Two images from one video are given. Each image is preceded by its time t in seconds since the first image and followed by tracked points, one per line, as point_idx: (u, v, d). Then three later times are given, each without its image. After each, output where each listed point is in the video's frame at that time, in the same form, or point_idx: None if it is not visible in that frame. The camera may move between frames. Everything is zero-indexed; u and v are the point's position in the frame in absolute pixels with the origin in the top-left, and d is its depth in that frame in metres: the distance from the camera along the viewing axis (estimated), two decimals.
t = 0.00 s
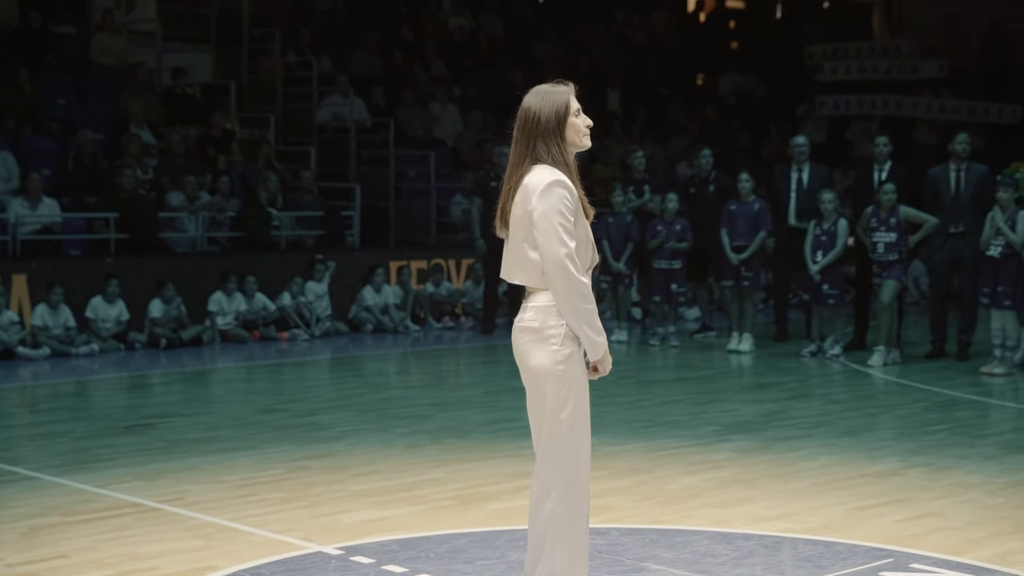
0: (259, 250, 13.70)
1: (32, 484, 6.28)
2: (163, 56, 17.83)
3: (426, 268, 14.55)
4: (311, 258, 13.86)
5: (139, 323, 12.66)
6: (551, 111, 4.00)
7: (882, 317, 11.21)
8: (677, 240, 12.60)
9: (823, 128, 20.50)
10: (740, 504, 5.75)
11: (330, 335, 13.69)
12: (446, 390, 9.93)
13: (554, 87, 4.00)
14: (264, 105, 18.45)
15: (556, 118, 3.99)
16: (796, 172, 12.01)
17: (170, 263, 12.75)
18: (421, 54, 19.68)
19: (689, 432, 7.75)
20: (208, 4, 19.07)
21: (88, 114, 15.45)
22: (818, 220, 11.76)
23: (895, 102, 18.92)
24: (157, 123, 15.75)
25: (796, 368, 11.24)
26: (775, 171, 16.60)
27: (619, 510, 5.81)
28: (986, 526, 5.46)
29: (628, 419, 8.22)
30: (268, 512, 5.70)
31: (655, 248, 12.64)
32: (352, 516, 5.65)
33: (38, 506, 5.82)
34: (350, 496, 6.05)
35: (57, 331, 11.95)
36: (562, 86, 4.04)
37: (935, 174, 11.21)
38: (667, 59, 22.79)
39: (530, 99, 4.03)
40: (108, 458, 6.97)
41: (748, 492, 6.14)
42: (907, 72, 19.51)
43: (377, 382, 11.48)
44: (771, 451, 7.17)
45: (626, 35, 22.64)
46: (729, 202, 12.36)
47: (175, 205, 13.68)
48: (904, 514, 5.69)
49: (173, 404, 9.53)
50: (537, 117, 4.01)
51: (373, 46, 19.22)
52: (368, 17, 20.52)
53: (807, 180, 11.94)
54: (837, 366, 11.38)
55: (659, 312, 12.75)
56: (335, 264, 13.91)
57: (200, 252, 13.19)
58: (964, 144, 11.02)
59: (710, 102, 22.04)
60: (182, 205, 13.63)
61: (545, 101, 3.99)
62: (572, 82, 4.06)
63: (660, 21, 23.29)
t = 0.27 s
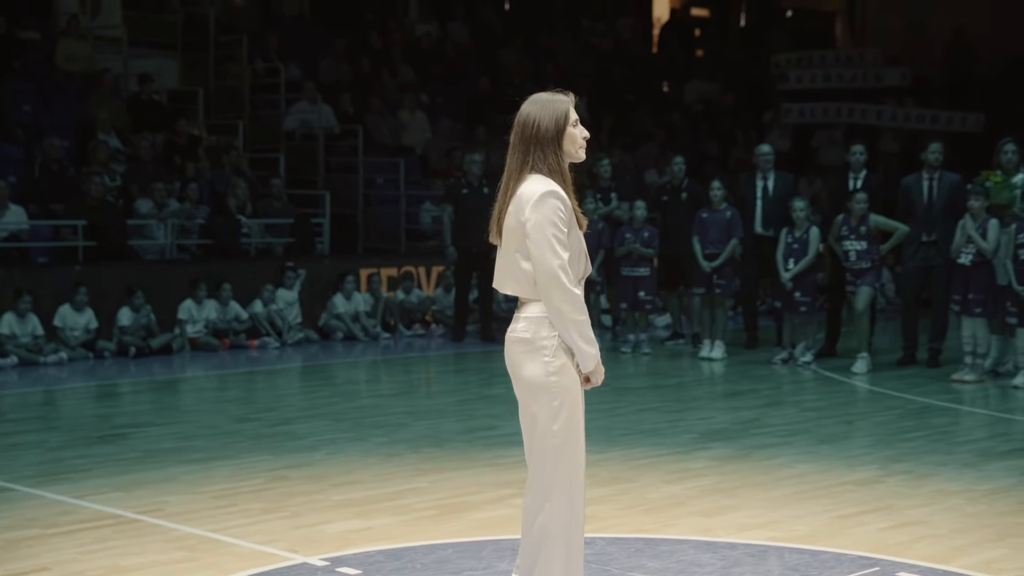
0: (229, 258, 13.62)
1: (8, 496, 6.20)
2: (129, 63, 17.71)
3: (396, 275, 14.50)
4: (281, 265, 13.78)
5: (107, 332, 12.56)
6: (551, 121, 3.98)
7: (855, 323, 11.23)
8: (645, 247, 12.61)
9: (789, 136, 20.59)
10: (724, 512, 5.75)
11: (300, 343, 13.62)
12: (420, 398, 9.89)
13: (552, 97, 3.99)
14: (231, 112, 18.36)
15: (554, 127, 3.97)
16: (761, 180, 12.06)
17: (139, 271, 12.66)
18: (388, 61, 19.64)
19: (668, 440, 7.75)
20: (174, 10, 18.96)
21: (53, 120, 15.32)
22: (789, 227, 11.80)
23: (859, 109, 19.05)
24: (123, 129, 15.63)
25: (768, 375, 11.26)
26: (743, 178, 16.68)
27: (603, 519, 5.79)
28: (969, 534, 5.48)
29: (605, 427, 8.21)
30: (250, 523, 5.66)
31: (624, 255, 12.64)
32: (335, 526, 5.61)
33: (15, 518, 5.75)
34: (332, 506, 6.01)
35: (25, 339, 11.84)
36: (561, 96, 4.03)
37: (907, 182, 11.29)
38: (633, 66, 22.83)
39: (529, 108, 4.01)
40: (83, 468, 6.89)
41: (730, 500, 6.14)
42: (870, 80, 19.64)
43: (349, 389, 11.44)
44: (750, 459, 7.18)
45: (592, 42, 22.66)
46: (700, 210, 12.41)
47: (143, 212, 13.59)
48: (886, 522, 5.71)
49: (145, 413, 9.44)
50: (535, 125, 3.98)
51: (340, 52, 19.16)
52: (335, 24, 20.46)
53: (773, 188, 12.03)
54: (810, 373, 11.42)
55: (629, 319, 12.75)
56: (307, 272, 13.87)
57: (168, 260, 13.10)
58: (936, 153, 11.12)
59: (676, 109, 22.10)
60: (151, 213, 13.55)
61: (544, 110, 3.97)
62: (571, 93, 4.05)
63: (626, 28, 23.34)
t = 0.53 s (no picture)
0: (198, 265, 13.53)
1: None
2: (94, 69, 17.57)
3: (366, 283, 14.45)
4: (251, 273, 13.70)
5: (75, 340, 12.45)
6: (543, 127, 3.92)
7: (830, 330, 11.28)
8: (615, 254, 12.60)
9: (755, 143, 20.66)
10: (707, 520, 5.74)
11: (270, 350, 13.55)
12: (394, 406, 9.84)
13: (546, 103, 3.93)
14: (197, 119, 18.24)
15: (546, 134, 3.92)
16: (729, 188, 12.12)
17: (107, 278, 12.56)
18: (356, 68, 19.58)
19: (646, 448, 7.74)
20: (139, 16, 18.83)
21: (18, 127, 15.17)
22: (761, 235, 11.84)
23: (824, 117, 19.16)
24: (89, 135, 15.49)
25: (740, 382, 11.27)
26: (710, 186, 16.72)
27: (586, 528, 5.77)
28: (952, 541, 5.50)
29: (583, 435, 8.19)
30: (232, 534, 5.60)
31: (594, 262, 12.63)
32: (318, 537, 5.56)
33: None
34: (313, 516, 5.96)
35: None
36: (554, 103, 3.96)
37: (878, 189, 11.41)
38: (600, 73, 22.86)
39: (521, 113, 3.95)
40: (57, 479, 6.81)
41: (712, 508, 6.13)
42: (835, 88, 19.77)
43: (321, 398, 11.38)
44: (729, 467, 7.17)
45: (558, 50, 22.68)
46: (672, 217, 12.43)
47: (111, 219, 13.48)
48: (870, 530, 5.71)
49: (117, 422, 9.34)
50: (527, 131, 3.93)
51: (307, 59, 19.08)
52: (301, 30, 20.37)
53: (740, 196, 12.09)
54: (782, 380, 11.44)
55: (601, 327, 12.73)
56: (277, 280, 13.80)
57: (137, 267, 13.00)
58: (906, 161, 11.21)
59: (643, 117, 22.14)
60: (119, 220, 13.44)
61: (536, 116, 3.92)
62: (565, 99, 3.98)
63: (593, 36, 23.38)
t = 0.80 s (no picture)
0: (171, 271, 13.43)
1: None
2: (64, 73, 17.42)
3: (340, 289, 14.40)
4: (224, 279, 13.61)
5: (47, 347, 12.34)
6: (542, 134, 3.90)
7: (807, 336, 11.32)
8: (591, 259, 12.54)
9: (727, 148, 20.67)
10: (696, 526, 5.73)
11: (244, 357, 13.47)
12: (373, 412, 9.79)
13: (544, 112, 3.92)
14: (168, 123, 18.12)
15: (545, 142, 3.90)
16: (704, 193, 12.16)
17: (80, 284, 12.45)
18: (328, 72, 19.48)
19: (629, 454, 7.72)
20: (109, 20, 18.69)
21: None
22: (736, 241, 11.84)
23: (794, 122, 19.20)
24: (59, 140, 15.36)
25: (718, 387, 11.26)
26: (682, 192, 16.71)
27: (574, 534, 5.75)
28: (941, 546, 5.51)
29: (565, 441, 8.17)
30: (217, 542, 5.55)
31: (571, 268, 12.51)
32: (305, 545, 5.52)
33: None
34: (299, 523, 5.91)
35: None
36: (551, 111, 3.95)
37: (847, 193, 11.40)
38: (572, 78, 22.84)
39: (518, 120, 3.94)
40: (36, 488, 6.72)
41: (699, 514, 6.12)
42: (806, 94, 19.80)
43: (298, 404, 11.31)
44: (713, 472, 7.17)
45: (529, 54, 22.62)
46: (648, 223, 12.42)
47: (83, 224, 13.38)
48: (858, 535, 5.72)
49: (94, 429, 9.25)
50: (525, 138, 3.91)
51: (279, 64, 18.97)
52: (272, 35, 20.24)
53: (716, 202, 12.12)
54: (759, 385, 11.43)
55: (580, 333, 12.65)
56: (251, 286, 13.72)
57: (109, 273, 12.90)
58: (877, 166, 11.23)
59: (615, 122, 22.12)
60: (91, 225, 13.34)
61: (535, 123, 3.90)
62: (562, 107, 3.97)
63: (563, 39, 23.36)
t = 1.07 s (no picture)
0: (150, 276, 13.34)
1: None
2: (39, 76, 17.29)
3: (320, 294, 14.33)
4: (205, 283, 13.57)
5: (25, 352, 12.23)
6: (549, 136, 3.86)
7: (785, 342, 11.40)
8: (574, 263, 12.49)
9: (705, 152, 20.68)
10: (691, 532, 5.71)
11: (224, 362, 13.40)
12: (358, 417, 9.73)
13: (550, 114, 3.87)
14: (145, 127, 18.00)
15: (552, 144, 3.85)
16: (688, 198, 12.17)
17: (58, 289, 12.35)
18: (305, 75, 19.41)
19: (619, 459, 7.69)
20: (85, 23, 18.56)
21: None
22: (719, 245, 11.82)
23: (772, 126, 19.23)
24: (35, 143, 15.23)
25: (701, 392, 11.23)
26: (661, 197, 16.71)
27: (569, 540, 5.71)
28: (937, 551, 5.50)
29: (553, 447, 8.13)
30: (208, 550, 5.49)
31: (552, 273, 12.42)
32: (299, 552, 5.46)
33: None
34: (291, 531, 5.85)
35: None
36: (557, 113, 3.90)
37: (822, 198, 11.39)
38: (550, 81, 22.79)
39: (524, 122, 3.88)
40: (21, 496, 6.64)
41: (693, 520, 6.10)
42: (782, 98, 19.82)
43: (281, 410, 11.25)
44: (704, 477, 7.14)
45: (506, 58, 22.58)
46: (630, 227, 12.38)
47: (61, 228, 13.29)
48: (853, 540, 5.70)
49: (77, 435, 9.15)
50: (531, 140, 3.85)
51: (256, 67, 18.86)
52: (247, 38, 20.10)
53: (700, 205, 12.13)
54: (743, 389, 11.41)
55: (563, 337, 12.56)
56: (232, 291, 13.69)
57: (88, 278, 12.81)
58: (850, 170, 11.22)
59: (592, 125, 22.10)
60: (69, 229, 13.24)
61: (542, 125, 3.85)
62: (569, 110, 3.92)
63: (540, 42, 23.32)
